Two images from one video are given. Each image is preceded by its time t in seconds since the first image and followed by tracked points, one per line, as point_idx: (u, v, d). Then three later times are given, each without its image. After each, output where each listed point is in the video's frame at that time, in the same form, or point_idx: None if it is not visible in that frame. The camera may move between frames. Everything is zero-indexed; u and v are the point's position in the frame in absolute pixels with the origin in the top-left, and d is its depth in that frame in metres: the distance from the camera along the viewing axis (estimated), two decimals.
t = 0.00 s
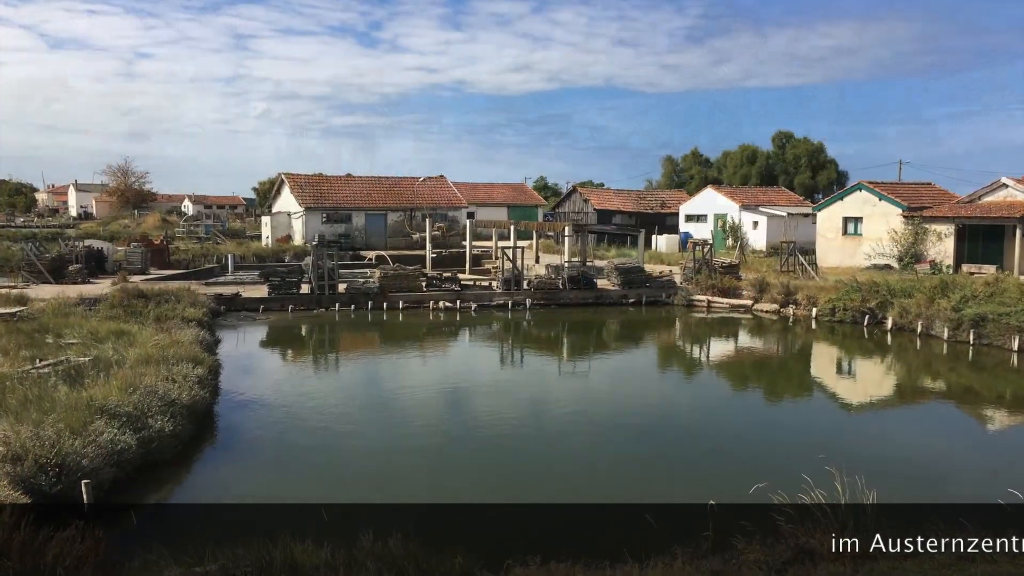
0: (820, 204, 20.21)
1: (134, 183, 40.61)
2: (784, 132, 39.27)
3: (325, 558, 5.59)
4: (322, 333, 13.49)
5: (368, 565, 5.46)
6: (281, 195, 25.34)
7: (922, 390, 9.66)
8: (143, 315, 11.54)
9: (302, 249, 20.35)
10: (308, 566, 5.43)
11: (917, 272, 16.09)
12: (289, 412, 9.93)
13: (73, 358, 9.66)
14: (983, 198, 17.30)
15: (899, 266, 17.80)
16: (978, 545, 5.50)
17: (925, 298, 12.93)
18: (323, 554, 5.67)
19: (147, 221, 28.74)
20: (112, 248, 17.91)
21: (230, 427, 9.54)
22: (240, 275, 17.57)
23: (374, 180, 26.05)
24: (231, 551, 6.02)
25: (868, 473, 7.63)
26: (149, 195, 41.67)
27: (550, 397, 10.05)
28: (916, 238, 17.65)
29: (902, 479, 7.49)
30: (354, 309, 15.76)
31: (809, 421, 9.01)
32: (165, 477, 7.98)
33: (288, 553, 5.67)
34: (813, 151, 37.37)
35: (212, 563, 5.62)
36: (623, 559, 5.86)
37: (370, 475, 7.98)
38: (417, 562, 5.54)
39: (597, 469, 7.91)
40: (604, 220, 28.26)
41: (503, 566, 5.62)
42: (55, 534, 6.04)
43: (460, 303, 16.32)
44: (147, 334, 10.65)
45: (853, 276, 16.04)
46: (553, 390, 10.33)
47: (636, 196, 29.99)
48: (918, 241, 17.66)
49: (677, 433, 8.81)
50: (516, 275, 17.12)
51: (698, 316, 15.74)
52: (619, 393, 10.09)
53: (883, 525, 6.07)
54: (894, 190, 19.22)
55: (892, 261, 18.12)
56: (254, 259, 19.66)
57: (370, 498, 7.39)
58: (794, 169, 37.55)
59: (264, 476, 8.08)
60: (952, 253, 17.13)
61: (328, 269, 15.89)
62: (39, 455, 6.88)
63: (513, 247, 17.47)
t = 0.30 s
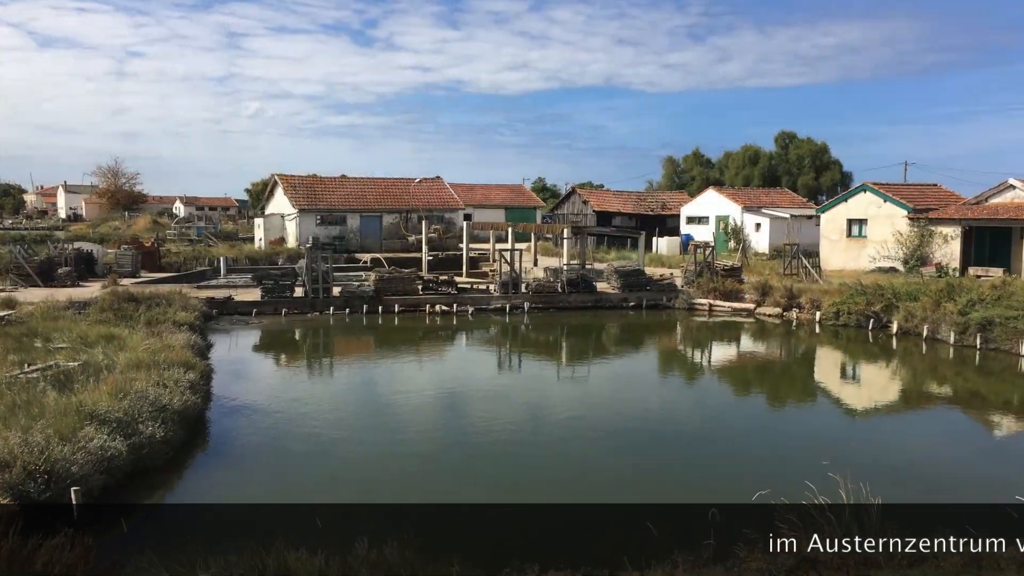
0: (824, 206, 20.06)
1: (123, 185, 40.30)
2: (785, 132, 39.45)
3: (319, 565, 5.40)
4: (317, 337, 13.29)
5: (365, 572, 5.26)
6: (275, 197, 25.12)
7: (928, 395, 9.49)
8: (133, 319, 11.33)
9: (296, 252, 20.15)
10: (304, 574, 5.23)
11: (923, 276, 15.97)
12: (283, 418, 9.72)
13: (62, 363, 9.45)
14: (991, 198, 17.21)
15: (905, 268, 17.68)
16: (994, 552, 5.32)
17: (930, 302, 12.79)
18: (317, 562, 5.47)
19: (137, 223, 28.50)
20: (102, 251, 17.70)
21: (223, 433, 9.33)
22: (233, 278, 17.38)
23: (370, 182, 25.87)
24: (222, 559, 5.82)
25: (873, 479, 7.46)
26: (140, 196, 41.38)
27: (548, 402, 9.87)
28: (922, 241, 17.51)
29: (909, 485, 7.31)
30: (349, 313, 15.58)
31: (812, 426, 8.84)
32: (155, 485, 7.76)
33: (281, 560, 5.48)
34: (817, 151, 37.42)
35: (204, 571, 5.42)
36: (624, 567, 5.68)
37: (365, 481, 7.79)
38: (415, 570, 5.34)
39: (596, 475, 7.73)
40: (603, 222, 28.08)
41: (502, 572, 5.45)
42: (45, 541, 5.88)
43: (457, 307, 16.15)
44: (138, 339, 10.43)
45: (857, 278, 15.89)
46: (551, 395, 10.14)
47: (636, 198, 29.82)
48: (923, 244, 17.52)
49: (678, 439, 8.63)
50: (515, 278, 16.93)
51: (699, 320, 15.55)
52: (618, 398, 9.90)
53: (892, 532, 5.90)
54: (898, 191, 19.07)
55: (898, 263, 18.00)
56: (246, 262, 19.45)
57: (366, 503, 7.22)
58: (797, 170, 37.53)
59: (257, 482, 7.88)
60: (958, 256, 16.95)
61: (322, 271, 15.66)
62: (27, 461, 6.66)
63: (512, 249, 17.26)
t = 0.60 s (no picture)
0: (829, 208, 19.92)
1: (113, 188, 40.02)
2: (789, 133, 39.26)
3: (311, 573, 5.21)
4: (311, 342, 13.10)
5: None
6: (267, 198, 24.95)
7: (934, 400, 9.32)
8: (124, 323, 11.14)
9: (290, 254, 19.95)
10: None
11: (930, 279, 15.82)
12: (276, 424, 9.52)
13: (51, 368, 9.24)
14: (997, 199, 17.05)
15: (911, 271, 17.55)
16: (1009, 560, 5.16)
17: (936, 305, 12.64)
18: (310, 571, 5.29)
19: (128, 225, 28.30)
20: (91, 254, 17.57)
21: (216, 439, 9.13)
22: (224, 282, 17.20)
23: (365, 184, 25.69)
24: (212, 568, 5.64)
25: (878, 486, 7.29)
26: (129, 197, 41.11)
27: (547, 408, 9.68)
28: (927, 243, 17.37)
29: (915, 492, 7.15)
30: (343, 317, 15.37)
31: (815, 432, 8.67)
32: (146, 492, 7.57)
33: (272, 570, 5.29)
34: (819, 152, 37.23)
35: None
36: None
37: (359, 488, 7.60)
38: None
39: (596, 482, 7.54)
40: (603, 224, 27.89)
41: None
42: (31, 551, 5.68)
43: (453, 311, 15.96)
44: (128, 343, 10.23)
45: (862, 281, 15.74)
46: (550, 401, 9.95)
47: (636, 200, 29.64)
48: (930, 246, 17.38)
49: (679, 445, 8.45)
50: (513, 281, 16.76)
51: (701, 324, 15.36)
52: (618, 404, 9.72)
53: (899, 540, 5.74)
54: (903, 193, 18.93)
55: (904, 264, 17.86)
56: (239, 265, 19.29)
57: (360, 511, 7.03)
58: (801, 171, 37.40)
59: (250, 489, 7.69)
60: (965, 259, 16.86)
61: (316, 275, 15.44)
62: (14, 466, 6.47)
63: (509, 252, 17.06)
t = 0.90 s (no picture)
0: (833, 210, 19.79)
1: (103, 189, 39.78)
2: (794, 132, 39.45)
3: None
4: (304, 347, 12.89)
5: None
6: (260, 200, 24.77)
7: (940, 406, 9.15)
8: (114, 327, 10.93)
9: (282, 257, 19.74)
10: None
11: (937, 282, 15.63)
12: (270, 431, 9.32)
13: (37, 373, 9.02)
14: (1005, 202, 16.91)
15: (917, 275, 17.38)
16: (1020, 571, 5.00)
17: (943, 309, 12.49)
18: None
19: (117, 228, 28.10)
20: (80, 256, 17.40)
21: (208, 445, 8.93)
22: (216, 285, 17.02)
23: (360, 186, 25.52)
24: None
25: (884, 493, 7.11)
26: (119, 199, 40.90)
27: (545, 414, 9.50)
28: (934, 246, 17.23)
29: (922, 499, 6.97)
30: (338, 321, 15.17)
31: (819, 438, 8.49)
32: (134, 500, 7.36)
33: None
34: (824, 153, 37.15)
35: None
36: None
37: (352, 495, 7.41)
38: None
39: (595, 489, 7.36)
40: (602, 226, 27.73)
41: None
42: (15, 562, 5.48)
43: (450, 315, 15.75)
44: (118, 348, 10.03)
45: (867, 285, 15.59)
46: (548, 406, 9.77)
47: (636, 202, 29.46)
48: (936, 249, 17.23)
49: (679, 452, 8.26)
50: (511, 285, 16.58)
51: (702, 328, 15.18)
52: (616, 410, 9.53)
53: (905, 550, 5.57)
54: (908, 195, 18.78)
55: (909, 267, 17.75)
56: (231, 268, 19.10)
57: (352, 518, 6.85)
58: (804, 172, 37.33)
59: (241, 497, 7.50)
60: (972, 262, 16.64)
61: (310, 278, 15.23)
62: None
63: (507, 255, 16.85)
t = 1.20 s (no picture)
0: (838, 212, 19.66)
1: (92, 191, 39.54)
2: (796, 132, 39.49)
3: None
4: (298, 352, 12.69)
5: None
6: (252, 202, 24.58)
7: (947, 412, 8.98)
8: (104, 332, 10.72)
9: (275, 260, 19.55)
10: None
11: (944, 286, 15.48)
12: (263, 437, 9.12)
13: (25, 378, 8.81)
14: (1014, 202, 16.74)
15: (923, 278, 17.27)
16: None
17: (949, 313, 12.33)
18: None
19: (106, 230, 27.88)
20: (69, 259, 17.20)
21: (201, 452, 8.74)
22: (208, 288, 16.83)
23: (355, 187, 25.33)
24: None
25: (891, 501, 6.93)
26: (108, 200, 40.61)
27: (544, 420, 9.31)
28: (940, 248, 17.11)
29: (929, 506, 6.79)
30: (332, 325, 14.98)
31: (823, 445, 8.31)
32: (124, 509, 7.15)
33: None
34: (828, 154, 37.24)
35: None
36: None
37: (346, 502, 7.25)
38: None
39: (593, 496, 7.19)
40: (602, 228, 27.58)
41: None
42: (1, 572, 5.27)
43: (446, 319, 15.56)
44: (107, 352, 9.83)
45: (873, 288, 15.44)
46: (547, 412, 9.57)
47: (636, 203, 29.29)
48: (942, 252, 17.12)
49: (681, 459, 8.07)
50: (509, 288, 16.40)
51: (704, 333, 15.00)
52: (616, 416, 9.34)
53: (914, 562, 5.40)
54: (915, 197, 18.65)
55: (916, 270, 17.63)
56: (222, 271, 18.91)
57: (344, 526, 6.69)
58: (808, 173, 37.39)
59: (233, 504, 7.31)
60: (980, 264, 16.55)
61: (303, 281, 15.02)
62: None
63: (504, 259, 16.66)
